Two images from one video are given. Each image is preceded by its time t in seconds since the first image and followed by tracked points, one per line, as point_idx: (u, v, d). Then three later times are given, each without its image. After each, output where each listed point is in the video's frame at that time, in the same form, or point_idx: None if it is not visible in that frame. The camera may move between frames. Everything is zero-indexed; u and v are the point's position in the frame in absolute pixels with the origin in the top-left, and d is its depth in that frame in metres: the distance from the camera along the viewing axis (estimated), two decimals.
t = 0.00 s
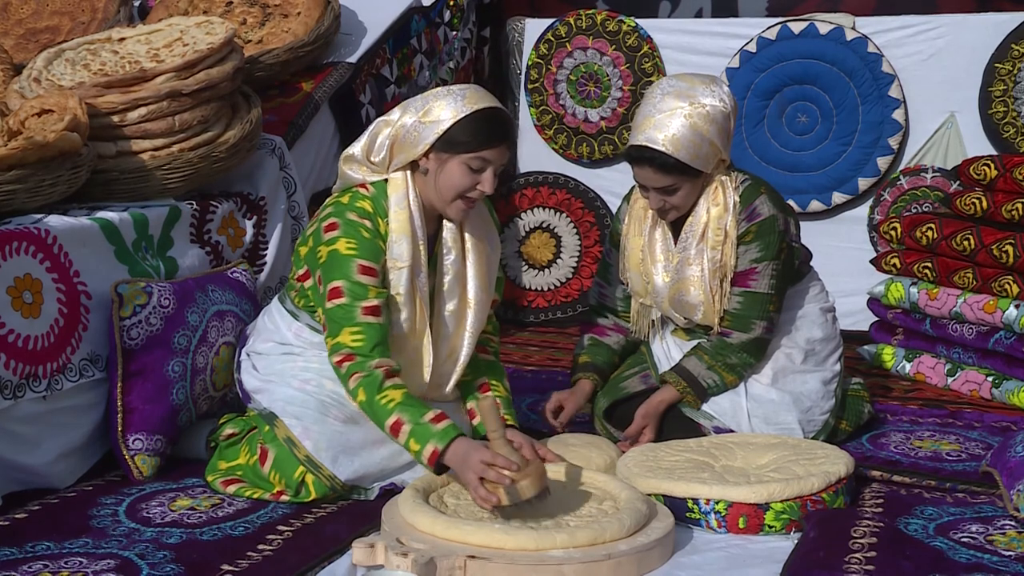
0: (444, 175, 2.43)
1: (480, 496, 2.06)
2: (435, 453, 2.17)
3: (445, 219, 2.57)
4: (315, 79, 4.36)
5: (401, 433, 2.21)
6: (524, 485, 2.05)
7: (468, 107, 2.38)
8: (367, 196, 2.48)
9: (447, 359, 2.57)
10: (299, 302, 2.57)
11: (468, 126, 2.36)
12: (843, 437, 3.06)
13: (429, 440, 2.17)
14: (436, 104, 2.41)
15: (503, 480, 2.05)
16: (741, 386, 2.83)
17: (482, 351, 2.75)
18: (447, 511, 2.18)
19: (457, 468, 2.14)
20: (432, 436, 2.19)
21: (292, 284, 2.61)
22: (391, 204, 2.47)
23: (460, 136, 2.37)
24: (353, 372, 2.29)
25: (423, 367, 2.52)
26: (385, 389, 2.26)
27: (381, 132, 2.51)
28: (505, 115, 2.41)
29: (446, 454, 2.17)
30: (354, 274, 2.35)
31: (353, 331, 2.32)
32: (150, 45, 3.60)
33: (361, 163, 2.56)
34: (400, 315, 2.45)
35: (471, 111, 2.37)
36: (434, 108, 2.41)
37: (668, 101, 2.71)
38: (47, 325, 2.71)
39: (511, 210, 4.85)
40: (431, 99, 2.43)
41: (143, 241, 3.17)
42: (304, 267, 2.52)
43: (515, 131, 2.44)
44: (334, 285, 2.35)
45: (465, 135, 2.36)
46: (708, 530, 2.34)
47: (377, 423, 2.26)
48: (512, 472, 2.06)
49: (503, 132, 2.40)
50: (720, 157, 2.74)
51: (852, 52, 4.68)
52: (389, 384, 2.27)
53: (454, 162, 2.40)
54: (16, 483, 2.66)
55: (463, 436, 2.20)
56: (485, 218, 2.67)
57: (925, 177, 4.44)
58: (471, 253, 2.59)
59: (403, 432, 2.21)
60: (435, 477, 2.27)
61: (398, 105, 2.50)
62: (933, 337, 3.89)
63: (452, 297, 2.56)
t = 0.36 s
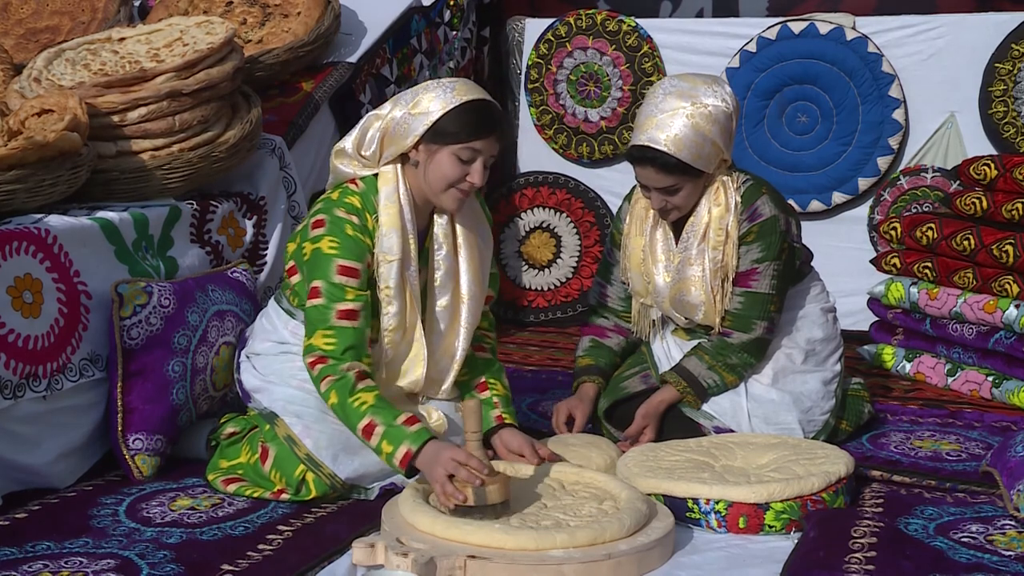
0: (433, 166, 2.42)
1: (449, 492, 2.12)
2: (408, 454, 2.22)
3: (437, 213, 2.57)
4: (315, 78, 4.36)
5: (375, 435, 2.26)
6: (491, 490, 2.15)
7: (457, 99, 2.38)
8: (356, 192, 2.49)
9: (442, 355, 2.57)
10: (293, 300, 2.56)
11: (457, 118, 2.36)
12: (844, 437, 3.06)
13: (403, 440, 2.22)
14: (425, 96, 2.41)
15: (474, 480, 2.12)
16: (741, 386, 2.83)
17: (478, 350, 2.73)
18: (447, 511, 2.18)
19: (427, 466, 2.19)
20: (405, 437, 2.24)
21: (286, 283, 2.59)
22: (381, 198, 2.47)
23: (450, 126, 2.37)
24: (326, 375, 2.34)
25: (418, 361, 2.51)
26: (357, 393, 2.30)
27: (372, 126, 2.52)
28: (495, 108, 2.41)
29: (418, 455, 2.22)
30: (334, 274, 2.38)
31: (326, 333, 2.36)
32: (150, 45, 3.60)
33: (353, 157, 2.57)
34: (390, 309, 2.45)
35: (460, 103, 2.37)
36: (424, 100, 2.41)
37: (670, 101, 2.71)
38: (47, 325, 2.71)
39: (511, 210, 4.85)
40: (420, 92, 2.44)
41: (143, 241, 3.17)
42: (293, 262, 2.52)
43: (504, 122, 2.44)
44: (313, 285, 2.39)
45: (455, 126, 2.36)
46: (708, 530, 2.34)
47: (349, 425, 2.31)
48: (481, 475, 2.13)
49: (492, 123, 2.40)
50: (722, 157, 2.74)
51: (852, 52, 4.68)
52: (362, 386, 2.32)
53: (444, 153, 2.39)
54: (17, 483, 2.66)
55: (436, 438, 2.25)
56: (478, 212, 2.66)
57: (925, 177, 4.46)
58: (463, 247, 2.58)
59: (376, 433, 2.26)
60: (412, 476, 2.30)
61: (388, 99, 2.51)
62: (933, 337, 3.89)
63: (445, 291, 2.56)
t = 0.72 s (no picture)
0: (421, 164, 2.42)
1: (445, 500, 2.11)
2: (406, 460, 2.23)
3: (430, 212, 2.56)
4: (315, 78, 4.35)
5: (375, 439, 2.27)
6: (489, 496, 2.11)
7: (444, 97, 2.38)
8: (348, 189, 2.49)
9: (439, 354, 2.57)
10: (291, 300, 2.59)
11: (444, 117, 2.36)
12: (844, 436, 3.06)
13: (402, 446, 2.23)
14: (414, 94, 2.42)
15: (471, 489, 2.10)
16: (742, 386, 2.83)
17: (475, 348, 2.73)
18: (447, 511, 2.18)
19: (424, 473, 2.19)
20: (404, 442, 2.24)
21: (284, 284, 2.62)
22: (372, 195, 2.48)
23: (439, 125, 2.36)
24: (329, 373, 2.33)
25: (414, 359, 2.50)
26: (360, 393, 2.30)
27: (363, 124, 2.54)
28: (484, 107, 2.41)
29: (417, 462, 2.22)
30: (329, 269, 2.38)
31: (326, 329, 2.36)
32: (150, 45, 3.60)
33: (344, 156, 2.57)
34: (382, 306, 2.45)
35: (448, 101, 2.37)
36: (412, 98, 2.42)
37: (672, 101, 2.71)
38: (47, 325, 2.71)
39: (511, 210, 4.85)
40: (409, 90, 2.45)
41: (143, 241, 3.17)
42: (290, 262, 2.55)
43: (495, 122, 2.43)
44: (309, 282, 2.38)
45: (444, 125, 2.36)
46: (708, 530, 2.34)
47: (351, 425, 2.31)
48: (480, 483, 2.11)
49: (480, 122, 2.38)
50: (722, 157, 2.74)
51: (852, 52, 4.68)
52: (365, 387, 2.31)
53: (431, 153, 2.39)
54: (16, 483, 2.66)
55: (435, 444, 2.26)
56: (470, 210, 2.66)
57: (925, 176, 4.48)
58: (457, 246, 2.58)
59: (376, 437, 2.27)
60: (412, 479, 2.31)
61: (378, 97, 2.52)
62: (933, 337, 3.89)
63: (439, 290, 2.56)
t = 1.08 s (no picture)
0: (417, 161, 2.42)
1: (425, 478, 2.12)
2: (388, 442, 2.23)
3: (427, 211, 2.56)
4: (315, 77, 4.35)
5: (355, 424, 2.28)
6: (468, 466, 2.12)
7: (445, 96, 2.37)
8: (343, 182, 2.50)
9: (437, 351, 2.58)
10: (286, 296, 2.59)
11: (442, 118, 2.35)
12: (844, 436, 3.06)
13: (382, 428, 2.24)
14: (415, 91, 2.41)
15: (448, 462, 2.12)
16: (742, 386, 2.83)
17: (471, 347, 2.72)
18: (447, 510, 2.18)
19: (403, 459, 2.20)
20: (384, 424, 2.25)
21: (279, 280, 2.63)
22: (367, 188, 2.48)
23: (437, 123, 2.35)
24: (306, 366, 2.35)
25: (408, 355, 2.49)
26: (337, 382, 2.32)
27: (365, 117, 2.53)
28: (484, 109, 2.40)
29: (399, 442, 2.23)
30: (314, 264, 2.39)
31: (306, 325, 2.37)
32: (150, 45, 3.60)
33: (344, 147, 2.57)
34: (371, 299, 2.45)
35: (449, 100, 2.36)
36: (414, 94, 2.41)
37: (673, 101, 2.71)
38: (47, 324, 2.71)
39: (511, 210, 4.85)
40: (411, 85, 2.44)
41: (143, 241, 3.17)
42: (280, 254, 2.51)
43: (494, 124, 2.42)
44: (295, 275, 2.40)
45: (442, 124, 2.35)
46: (708, 530, 2.34)
47: (330, 415, 2.33)
48: (455, 455, 2.13)
49: (478, 123, 2.37)
50: (723, 158, 2.74)
51: (852, 52, 4.68)
52: (342, 376, 2.33)
53: (427, 150, 2.39)
54: (16, 483, 2.66)
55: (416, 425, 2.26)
56: (468, 209, 2.66)
57: (925, 176, 4.50)
58: (454, 245, 2.59)
59: (356, 423, 2.28)
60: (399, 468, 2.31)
61: (382, 90, 2.51)
62: (933, 337, 3.89)
63: (435, 288, 2.56)
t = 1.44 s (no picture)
0: (423, 160, 2.42)
1: (454, 481, 2.17)
2: (409, 453, 2.27)
3: (429, 209, 2.56)
4: (315, 77, 4.35)
5: (375, 434, 2.31)
6: (494, 474, 2.19)
7: (447, 94, 2.39)
8: (345, 183, 2.50)
9: (438, 351, 2.58)
10: (287, 297, 2.59)
11: (446, 116, 2.36)
12: (844, 436, 3.06)
13: (404, 440, 2.28)
14: (417, 90, 2.42)
15: (478, 467, 2.17)
16: (742, 386, 2.83)
17: (471, 344, 2.73)
18: (449, 509, 2.18)
19: (422, 466, 2.24)
20: (406, 436, 2.29)
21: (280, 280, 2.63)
22: (370, 190, 2.48)
23: (440, 122, 2.37)
24: (322, 372, 2.35)
25: (412, 355, 2.50)
26: (356, 392, 2.34)
27: (365, 119, 2.54)
28: (485, 104, 2.42)
29: (419, 455, 2.27)
30: (320, 266, 2.38)
31: (318, 328, 2.37)
32: (150, 45, 3.60)
33: (344, 150, 2.57)
34: (376, 301, 2.46)
35: (451, 98, 2.38)
36: (416, 94, 2.42)
37: (674, 101, 2.71)
38: (47, 324, 2.70)
39: (511, 210, 4.85)
40: (412, 85, 2.45)
41: (143, 241, 3.17)
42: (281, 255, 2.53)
43: (496, 120, 2.44)
44: (301, 278, 2.39)
45: (445, 121, 2.37)
46: (708, 530, 2.34)
47: (347, 423, 2.34)
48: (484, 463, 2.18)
49: (481, 120, 2.39)
50: (724, 158, 2.74)
51: (852, 52, 4.68)
52: (360, 385, 2.35)
53: (433, 149, 2.40)
54: (16, 483, 2.66)
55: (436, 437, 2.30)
56: (468, 209, 2.67)
57: (925, 176, 4.50)
58: (455, 244, 2.59)
59: (376, 432, 2.31)
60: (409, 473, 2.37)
61: (381, 93, 2.52)
62: (933, 337, 3.89)
63: (437, 288, 2.56)
